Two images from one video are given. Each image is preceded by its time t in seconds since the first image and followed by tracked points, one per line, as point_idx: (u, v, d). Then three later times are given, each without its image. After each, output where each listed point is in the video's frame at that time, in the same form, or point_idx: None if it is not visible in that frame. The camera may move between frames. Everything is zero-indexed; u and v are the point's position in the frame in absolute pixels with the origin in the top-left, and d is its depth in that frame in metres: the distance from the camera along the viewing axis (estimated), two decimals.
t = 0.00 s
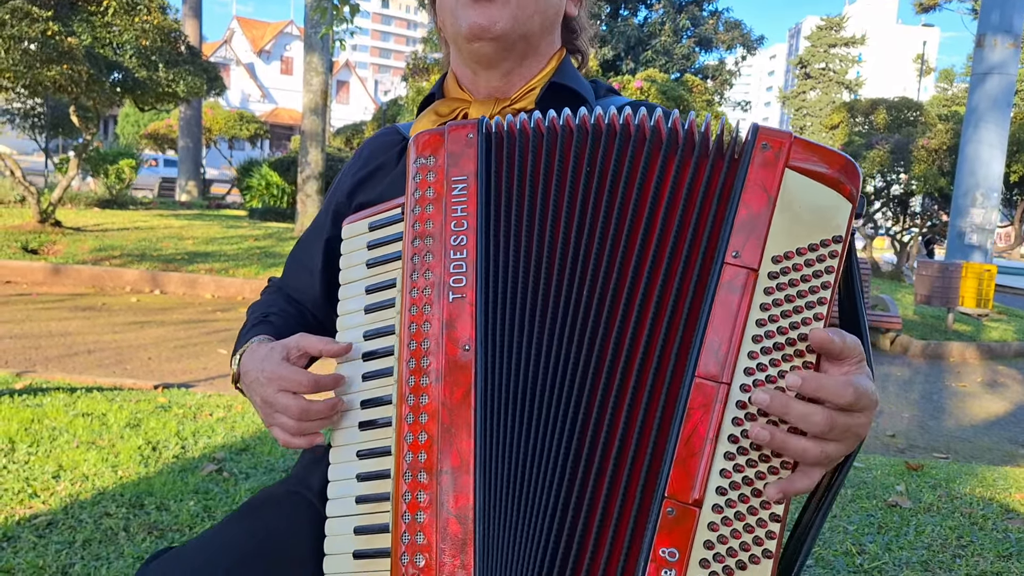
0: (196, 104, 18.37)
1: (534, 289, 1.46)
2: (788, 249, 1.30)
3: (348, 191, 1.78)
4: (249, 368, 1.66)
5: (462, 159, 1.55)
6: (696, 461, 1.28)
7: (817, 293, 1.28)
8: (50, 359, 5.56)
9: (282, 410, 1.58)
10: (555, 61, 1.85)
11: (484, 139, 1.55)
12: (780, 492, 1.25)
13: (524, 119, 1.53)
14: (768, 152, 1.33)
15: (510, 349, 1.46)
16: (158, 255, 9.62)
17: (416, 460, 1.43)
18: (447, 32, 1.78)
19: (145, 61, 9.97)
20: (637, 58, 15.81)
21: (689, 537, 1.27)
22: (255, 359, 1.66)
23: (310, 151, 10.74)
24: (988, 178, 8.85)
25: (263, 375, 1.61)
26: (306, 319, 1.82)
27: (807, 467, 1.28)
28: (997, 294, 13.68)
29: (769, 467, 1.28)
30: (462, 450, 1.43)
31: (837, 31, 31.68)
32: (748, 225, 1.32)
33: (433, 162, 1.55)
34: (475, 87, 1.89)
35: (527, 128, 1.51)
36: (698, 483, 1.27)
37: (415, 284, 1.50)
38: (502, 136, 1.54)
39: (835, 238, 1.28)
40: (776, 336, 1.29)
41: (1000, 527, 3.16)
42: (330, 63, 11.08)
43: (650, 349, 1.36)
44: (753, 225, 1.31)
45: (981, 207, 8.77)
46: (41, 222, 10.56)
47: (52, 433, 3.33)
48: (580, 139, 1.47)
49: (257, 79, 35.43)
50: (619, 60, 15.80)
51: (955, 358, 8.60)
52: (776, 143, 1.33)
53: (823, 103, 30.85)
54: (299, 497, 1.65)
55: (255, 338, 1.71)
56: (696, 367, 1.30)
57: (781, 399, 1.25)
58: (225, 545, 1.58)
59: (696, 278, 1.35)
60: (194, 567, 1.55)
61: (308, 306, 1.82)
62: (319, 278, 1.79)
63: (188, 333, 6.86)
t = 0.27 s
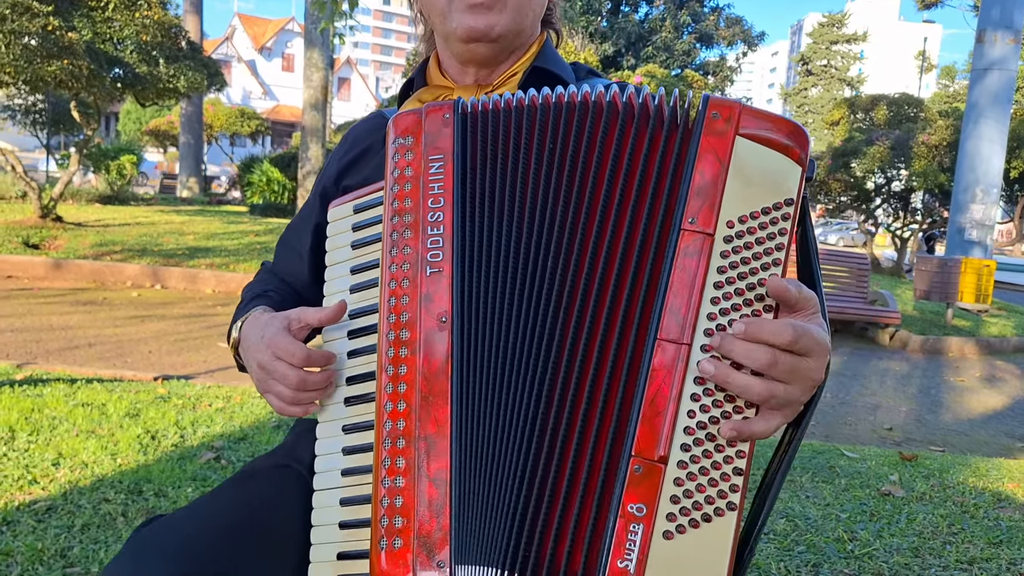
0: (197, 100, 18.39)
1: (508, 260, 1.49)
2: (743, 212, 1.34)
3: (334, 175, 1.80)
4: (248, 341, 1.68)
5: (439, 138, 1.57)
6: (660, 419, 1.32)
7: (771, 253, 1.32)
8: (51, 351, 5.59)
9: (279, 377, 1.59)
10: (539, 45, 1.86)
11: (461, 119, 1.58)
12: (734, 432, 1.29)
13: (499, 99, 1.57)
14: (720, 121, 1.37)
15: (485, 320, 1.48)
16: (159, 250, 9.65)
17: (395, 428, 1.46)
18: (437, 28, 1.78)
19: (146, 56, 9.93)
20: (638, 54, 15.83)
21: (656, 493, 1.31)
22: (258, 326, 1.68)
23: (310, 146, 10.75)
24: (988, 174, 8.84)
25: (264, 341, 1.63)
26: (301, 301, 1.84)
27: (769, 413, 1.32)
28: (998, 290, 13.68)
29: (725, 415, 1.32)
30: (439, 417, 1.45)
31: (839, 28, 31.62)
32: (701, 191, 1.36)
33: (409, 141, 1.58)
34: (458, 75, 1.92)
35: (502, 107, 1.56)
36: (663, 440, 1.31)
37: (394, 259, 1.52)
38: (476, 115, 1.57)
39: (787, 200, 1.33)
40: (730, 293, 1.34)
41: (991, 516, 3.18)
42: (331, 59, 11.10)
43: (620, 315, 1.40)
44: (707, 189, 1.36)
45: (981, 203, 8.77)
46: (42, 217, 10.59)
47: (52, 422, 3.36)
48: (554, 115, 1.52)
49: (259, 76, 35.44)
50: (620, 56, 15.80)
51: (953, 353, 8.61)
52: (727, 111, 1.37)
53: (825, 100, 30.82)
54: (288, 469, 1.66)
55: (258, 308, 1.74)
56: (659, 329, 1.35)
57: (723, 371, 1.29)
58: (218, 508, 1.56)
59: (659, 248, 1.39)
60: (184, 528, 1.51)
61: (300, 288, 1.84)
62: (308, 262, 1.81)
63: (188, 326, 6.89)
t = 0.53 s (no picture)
0: (203, 98, 18.45)
1: (476, 238, 1.53)
2: (692, 184, 1.38)
3: (320, 165, 1.84)
4: (251, 328, 1.70)
5: (409, 127, 1.62)
6: (615, 383, 1.36)
7: (721, 223, 1.37)
8: (57, 346, 5.66)
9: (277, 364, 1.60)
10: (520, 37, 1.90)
11: (431, 107, 1.61)
12: (688, 400, 1.33)
13: (467, 85, 1.60)
14: (667, 98, 1.41)
15: (453, 297, 1.52)
16: (164, 246, 9.72)
17: (369, 403, 1.49)
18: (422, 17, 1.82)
19: (150, 54, 10.04)
20: (642, 51, 15.85)
21: (613, 452, 1.35)
22: (262, 313, 1.69)
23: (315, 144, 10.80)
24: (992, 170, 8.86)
25: (270, 328, 1.65)
26: (293, 286, 1.88)
27: (720, 377, 1.36)
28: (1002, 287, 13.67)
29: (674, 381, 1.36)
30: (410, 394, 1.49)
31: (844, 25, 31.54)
32: (650, 164, 1.40)
33: (382, 129, 1.62)
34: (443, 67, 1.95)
35: (469, 93, 1.58)
36: (617, 403, 1.36)
37: (368, 244, 1.56)
38: (445, 101, 1.61)
39: (735, 170, 1.37)
40: (683, 263, 1.38)
41: (984, 507, 3.22)
42: (335, 56, 11.14)
43: (581, 288, 1.44)
44: (657, 164, 1.39)
45: (985, 199, 8.79)
46: (48, 214, 10.67)
47: (57, 414, 3.41)
48: (517, 98, 1.54)
49: (264, 74, 35.52)
50: (624, 53, 15.82)
51: (956, 349, 8.62)
52: (674, 89, 1.41)
53: (831, 97, 30.75)
54: (278, 449, 1.67)
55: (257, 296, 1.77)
56: (612, 298, 1.38)
57: (678, 348, 1.34)
58: (209, 485, 1.62)
59: (616, 221, 1.42)
60: (177, 504, 1.58)
61: (292, 275, 1.88)
62: (298, 250, 1.84)
63: (193, 322, 6.95)
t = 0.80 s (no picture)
0: (206, 98, 18.51)
1: (456, 245, 1.57)
2: (655, 192, 1.44)
3: (313, 168, 1.88)
4: (236, 326, 1.74)
5: (394, 137, 1.64)
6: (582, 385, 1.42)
7: (681, 230, 1.43)
8: (60, 346, 5.70)
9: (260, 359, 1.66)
10: (506, 43, 1.94)
11: (417, 118, 1.64)
12: (646, 399, 1.38)
13: (453, 97, 1.63)
14: (628, 110, 1.48)
15: (435, 302, 1.55)
16: (166, 246, 9.77)
17: (353, 405, 1.51)
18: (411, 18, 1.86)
19: (154, 54, 10.05)
20: (643, 51, 15.88)
21: (578, 454, 1.39)
22: (246, 311, 1.74)
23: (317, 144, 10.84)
24: (994, 169, 8.90)
25: (251, 326, 1.69)
26: (288, 288, 1.91)
27: (679, 374, 1.42)
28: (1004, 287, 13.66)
29: (635, 379, 1.41)
30: (394, 396, 1.52)
31: (847, 24, 31.53)
32: (613, 175, 1.46)
33: (368, 138, 1.64)
34: (432, 71, 1.99)
35: (458, 104, 1.62)
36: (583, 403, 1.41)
37: (354, 250, 1.58)
38: (429, 110, 1.64)
39: (695, 177, 1.43)
40: (644, 265, 1.44)
41: (977, 504, 3.24)
42: (338, 57, 11.18)
43: (557, 295, 1.47)
44: (621, 174, 1.45)
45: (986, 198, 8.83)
46: (52, 214, 10.72)
47: (60, 412, 3.45)
48: (500, 112, 1.58)
49: (268, 74, 35.59)
50: (626, 53, 15.85)
51: (957, 348, 8.63)
52: (635, 102, 1.48)
53: (833, 96, 30.73)
54: (270, 445, 1.68)
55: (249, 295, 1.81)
56: (579, 303, 1.44)
57: (626, 341, 1.40)
58: (207, 475, 1.60)
59: (591, 231, 1.45)
60: (174, 494, 1.56)
61: (285, 275, 1.91)
62: (291, 250, 1.88)
63: (195, 321, 6.99)
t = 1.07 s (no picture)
0: (207, 99, 18.55)
1: (448, 241, 1.59)
2: (631, 187, 1.46)
3: (316, 172, 1.91)
4: (239, 326, 1.77)
5: (389, 142, 1.68)
6: (565, 374, 1.43)
7: (660, 226, 1.45)
8: (64, 346, 5.74)
9: (265, 358, 1.68)
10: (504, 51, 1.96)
11: (411, 122, 1.67)
12: (630, 387, 1.39)
13: (445, 100, 1.66)
14: (605, 109, 1.50)
15: (429, 297, 1.57)
16: (169, 247, 9.81)
17: (353, 400, 1.54)
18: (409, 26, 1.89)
19: (156, 56, 10.09)
20: (644, 51, 15.94)
21: (563, 441, 1.41)
22: (248, 311, 1.77)
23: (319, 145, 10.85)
24: (994, 170, 8.93)
25: (254, 324, 1.72)
26: (289, 288, 1.94)
27: (662, 365, 1.43)
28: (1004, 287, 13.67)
29: (615, 372, 1.43)
30: (392, 391, 1.54)
31: (848, 24, 31.52)
32: (593, 172, 1.48)
33: (365, 143, 1.67)
34: (432, 79, 2.03)
35: (449, 107, 1.65)
36: (567, 392, 1.43)
37: (353, 252, 1.62)
38: (424, 114, 1.67)
39: (673, 172, 1.45)
40: (626, 262, 1.46)
41: (973, 503, 3.27)
42: (339, 58, 11.21)
43: (545, 286, 1.49)
44: (601, 170, 1.48)
45: (987, 199, 8.89)
46: (54, 215, 10.76)
47: (64, 412, 3.49)
48: (486, 112, 1.61)
49: (269, 75, 35.63)
50: (627, 54, 15.88)
51: (956, 349, 8.65)
52: (611, 103, 1.50)
53: (834, 96, 30.76)
54: (274, 442, 1.71)
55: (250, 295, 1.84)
56: (561, 296, 1.46)
57: (617, 346, 1.40)
58: (211, 473, 1.63)
59: (575, 227, 1.48)
60: (178, 490, 1.59)
61: (287, 278, 1.94)
62: (292, 252, 1.91)
63: (197, 322, 7.03)
